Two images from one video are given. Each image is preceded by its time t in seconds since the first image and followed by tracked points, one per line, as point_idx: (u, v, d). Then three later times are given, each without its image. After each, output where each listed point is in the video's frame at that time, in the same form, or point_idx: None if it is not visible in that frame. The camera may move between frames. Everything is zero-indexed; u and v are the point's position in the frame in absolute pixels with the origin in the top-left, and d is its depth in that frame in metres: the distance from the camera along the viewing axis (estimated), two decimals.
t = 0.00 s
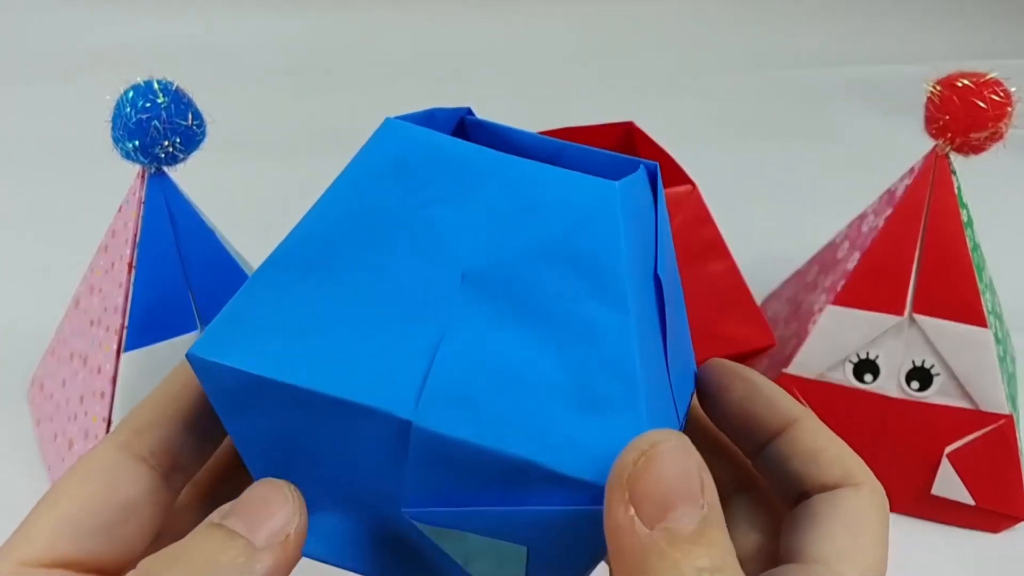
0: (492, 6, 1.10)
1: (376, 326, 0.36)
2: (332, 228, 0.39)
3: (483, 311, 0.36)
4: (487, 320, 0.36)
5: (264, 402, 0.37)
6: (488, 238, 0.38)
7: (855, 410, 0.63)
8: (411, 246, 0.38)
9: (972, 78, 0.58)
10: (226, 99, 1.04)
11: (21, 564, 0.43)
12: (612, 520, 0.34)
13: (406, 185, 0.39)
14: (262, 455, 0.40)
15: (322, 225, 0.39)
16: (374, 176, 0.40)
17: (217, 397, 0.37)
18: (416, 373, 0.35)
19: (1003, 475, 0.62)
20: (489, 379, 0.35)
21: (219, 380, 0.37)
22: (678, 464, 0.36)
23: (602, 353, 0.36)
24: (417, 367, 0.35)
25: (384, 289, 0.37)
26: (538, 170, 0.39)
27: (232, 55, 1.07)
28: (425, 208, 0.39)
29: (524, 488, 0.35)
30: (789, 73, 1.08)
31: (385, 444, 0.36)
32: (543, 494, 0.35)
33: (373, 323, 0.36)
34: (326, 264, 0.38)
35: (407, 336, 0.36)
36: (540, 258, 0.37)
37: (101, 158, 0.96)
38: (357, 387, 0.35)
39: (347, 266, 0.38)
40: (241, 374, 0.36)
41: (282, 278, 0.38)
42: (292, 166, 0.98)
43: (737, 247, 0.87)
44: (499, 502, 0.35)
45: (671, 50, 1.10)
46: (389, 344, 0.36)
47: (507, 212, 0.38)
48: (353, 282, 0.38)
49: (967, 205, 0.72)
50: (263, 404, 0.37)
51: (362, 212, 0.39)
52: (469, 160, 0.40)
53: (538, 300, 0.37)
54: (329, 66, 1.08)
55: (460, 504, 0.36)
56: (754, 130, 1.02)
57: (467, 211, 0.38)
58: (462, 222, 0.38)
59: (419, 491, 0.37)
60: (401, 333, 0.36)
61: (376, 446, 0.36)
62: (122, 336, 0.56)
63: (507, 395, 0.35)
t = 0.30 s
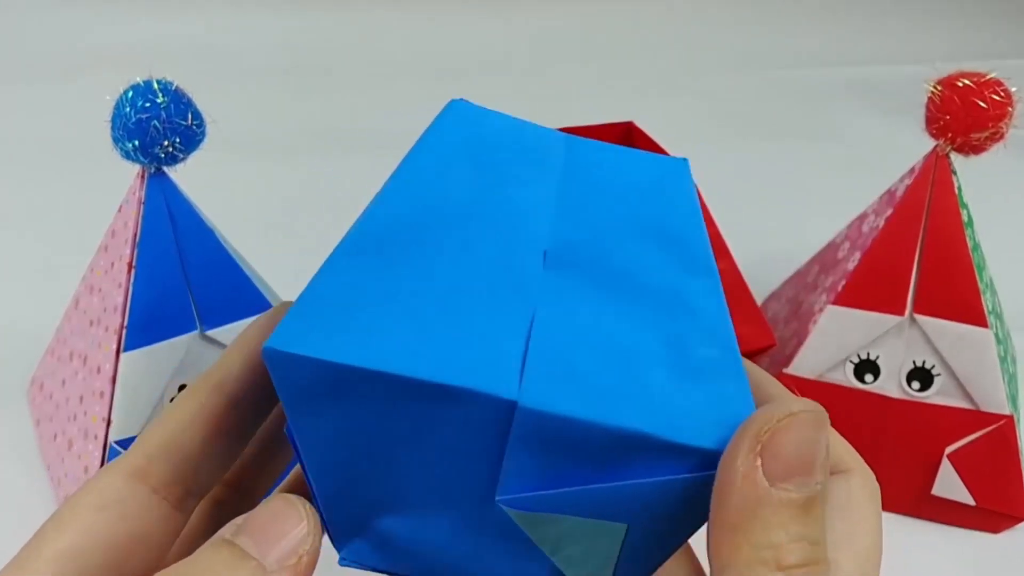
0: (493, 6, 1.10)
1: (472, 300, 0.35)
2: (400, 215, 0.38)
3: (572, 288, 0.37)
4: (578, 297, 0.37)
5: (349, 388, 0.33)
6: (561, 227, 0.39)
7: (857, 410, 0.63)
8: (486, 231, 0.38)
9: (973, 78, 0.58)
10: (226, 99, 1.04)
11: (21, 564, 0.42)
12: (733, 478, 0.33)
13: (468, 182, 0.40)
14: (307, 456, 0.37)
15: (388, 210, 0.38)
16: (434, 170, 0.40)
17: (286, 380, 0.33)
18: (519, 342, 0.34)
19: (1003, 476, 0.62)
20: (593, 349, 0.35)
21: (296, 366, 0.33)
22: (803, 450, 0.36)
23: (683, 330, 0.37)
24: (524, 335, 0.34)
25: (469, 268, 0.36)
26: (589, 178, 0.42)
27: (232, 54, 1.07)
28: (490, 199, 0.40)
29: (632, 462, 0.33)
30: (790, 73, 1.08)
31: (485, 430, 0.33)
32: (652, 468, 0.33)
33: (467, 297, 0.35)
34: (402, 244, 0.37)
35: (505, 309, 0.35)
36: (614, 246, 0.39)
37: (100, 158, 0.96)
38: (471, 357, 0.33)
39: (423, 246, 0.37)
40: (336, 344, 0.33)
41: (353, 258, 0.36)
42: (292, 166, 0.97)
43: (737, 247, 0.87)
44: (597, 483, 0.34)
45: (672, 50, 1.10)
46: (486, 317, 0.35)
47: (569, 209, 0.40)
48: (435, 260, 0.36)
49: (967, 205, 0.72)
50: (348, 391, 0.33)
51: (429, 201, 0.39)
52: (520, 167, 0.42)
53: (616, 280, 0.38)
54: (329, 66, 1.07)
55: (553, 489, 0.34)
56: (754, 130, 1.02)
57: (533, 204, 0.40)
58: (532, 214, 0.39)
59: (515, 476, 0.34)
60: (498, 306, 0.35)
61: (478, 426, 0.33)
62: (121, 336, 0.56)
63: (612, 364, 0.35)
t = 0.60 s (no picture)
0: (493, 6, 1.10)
1: (622, 321, 0.32)
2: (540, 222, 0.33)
3: (707, 303, 0.34)
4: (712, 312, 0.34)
5: (499, 414, 0.31)
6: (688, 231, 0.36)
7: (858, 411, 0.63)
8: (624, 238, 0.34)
9: (973, 78, 0.58)
10: (226, 100, 1.04)
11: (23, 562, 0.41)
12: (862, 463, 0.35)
13: (599, 176, 0.35)
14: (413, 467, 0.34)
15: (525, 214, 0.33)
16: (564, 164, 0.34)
17: (442, 399, 0.30)
18: (669, 367, 0.32)
19: (1003, 476, 0.62)
20: (732, 369, 0.34)
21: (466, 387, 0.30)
22: (921, 464, 0.38)
23: (794, 343, 0.36)
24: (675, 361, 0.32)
25: (615, 284, 0.33)
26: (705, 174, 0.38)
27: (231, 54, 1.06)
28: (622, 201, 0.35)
29: (752, 474, 0.33)
30: (790, 73, 1.08)
31: (627, 464, 0.32)
32: (769, 479, 0.34)
33: (619, 319, 0.32)
34: (548, 258, 0.32)
35: (653, 330, 0.32)
36: (738, 253, 0.36)
37: (99, 159, 0.96)
38: (631, 389, 0.31)
39: (566, 258, 0.33)
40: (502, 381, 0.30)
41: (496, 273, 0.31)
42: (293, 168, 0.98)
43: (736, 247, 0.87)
44: (720, 498, 0.33)
45: (672, 48, 1.10)
46: (633, 338, 0.32)
47: (693, 211, 0.37)
48: (580, 275, 0.32)
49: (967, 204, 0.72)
50: (498, 416, 0.31)
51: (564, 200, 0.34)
52: (646, 160, 0.37)
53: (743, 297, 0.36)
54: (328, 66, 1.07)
55: (692, 505, 0.33)
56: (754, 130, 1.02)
57: (662, 206, 0.36)
58: (662, 217, 0.35)
59: (654, 492, 0.33)
60: (644, 327, 0.32)
61: (623, 454, 0.32)
62: (121, 335, 0.57)
63: (748, 386, 0.34)
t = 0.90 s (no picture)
0: (493, 6, 1.10)
1: (627, 349, 0.32)
2: (539, 256, 0.32)
3: (706, 320, 0.34)
4: (711, 329, 0.34)
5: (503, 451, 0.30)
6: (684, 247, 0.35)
7: (856, 410, 0.63)
8: (622, 263, 0.34)
9: (973, 78, 0.58)
10: (226, 100, 1.04)
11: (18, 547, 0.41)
12: (847, 463, 0.36)
13: (593, 198, 0.34)
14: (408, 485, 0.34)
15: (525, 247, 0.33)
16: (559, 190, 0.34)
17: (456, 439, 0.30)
18: (672, 389, 0.32)
19: (1003, 476, 0.62)
20: (731, 388, 0.34)
21: (480, 436, 0.30)
22: (908, 461, 0.39)
23: (787, 351, 0.36)
24: (680, 386, 0.32)
25: (618, 312, 0.33)
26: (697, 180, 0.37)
27: (231, 54, 1.07)
28: (618, 221, 0.34)
29: (744, 487, 0.34)
30: (792, 74, 1.08)
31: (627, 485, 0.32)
32: (761, 489, 0.34)
33: (623, 348, 0.32)
34: (553, 295, 0.32)
35: (657, 354, 0.32)
36: (734, 264, 0.36)
37: (100, 159, 0.96)
38: (641, 414, 0.31)
39: (568, 290, 0.32)
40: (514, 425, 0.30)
41: (505, 308, 0.31)
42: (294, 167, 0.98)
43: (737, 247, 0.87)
44: (712, 510, 0.34)
45: (672, 48, 1.10)
46: (639, 363, 0.32)
47: (688, 222, 0.36)
48: (582, 309, 0.32)
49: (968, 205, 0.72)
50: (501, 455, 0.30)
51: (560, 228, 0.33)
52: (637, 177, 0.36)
53: (741, 310, 0.36)
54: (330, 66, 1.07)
55: (686, 517, 0.33)
56: (754, 130, 1.02)
57: (657, 222, 0.35)
58: (659, 233, 0.35)
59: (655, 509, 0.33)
60: (648, 353, 0.32)
61: (628, 479, 0.32)
62: (122, 335, 0.57)
63: (749, 406, 0.34)
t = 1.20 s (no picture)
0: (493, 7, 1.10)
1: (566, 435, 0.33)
2: (478, 350, 0.34)
3: (649, 389, 0.35)
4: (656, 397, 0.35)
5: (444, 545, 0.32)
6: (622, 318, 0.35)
7: (854, 410, 0.63)
8: (562, 345, 0.34)
9: (972, 78, 0.58)
10: (226, 100, 1.04)
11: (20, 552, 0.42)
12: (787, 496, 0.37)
13: (535, 277, 0.35)
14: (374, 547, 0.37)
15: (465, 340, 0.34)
16: (500, 273, 0.34)
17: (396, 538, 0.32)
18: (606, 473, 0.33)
19: (1003, 476, 0.62)
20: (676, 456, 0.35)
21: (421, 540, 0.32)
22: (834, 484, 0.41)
23: (737, 406, 0.37)
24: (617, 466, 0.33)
25: (554, 395, 0.34)
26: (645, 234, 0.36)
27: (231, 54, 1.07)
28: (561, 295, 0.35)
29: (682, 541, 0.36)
30: (793, 73, 1.08)
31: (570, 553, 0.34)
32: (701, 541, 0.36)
33: (563, 433, 0.33)
34: (482, 394, 0.33)
35: (596, 434, 0.34)
36: (683, 324, 0.36)
37: (100, 159, 0.96)
38: (570, 504, 0.32)
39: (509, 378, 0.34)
40: (451, 529, 0.32)
41: (437, 412, 0.33)
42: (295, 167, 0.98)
43: (737, 247, 0.87)
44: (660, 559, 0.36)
45: (672, 48, 1.10)
46: (570, 451, 0.33)
47: (636, 283, 0.36)
48: (513, 402, 0.33)
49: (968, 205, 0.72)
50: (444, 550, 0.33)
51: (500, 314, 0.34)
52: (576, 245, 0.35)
53: (688, 370, 0.36)
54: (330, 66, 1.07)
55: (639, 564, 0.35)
56: (754, 130, 1.02)
57: (597, 292, 0.35)
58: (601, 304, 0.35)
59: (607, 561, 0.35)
60: (584, 435, 0.33)
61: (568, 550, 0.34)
62: (122, 336, 0.57)
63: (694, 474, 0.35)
